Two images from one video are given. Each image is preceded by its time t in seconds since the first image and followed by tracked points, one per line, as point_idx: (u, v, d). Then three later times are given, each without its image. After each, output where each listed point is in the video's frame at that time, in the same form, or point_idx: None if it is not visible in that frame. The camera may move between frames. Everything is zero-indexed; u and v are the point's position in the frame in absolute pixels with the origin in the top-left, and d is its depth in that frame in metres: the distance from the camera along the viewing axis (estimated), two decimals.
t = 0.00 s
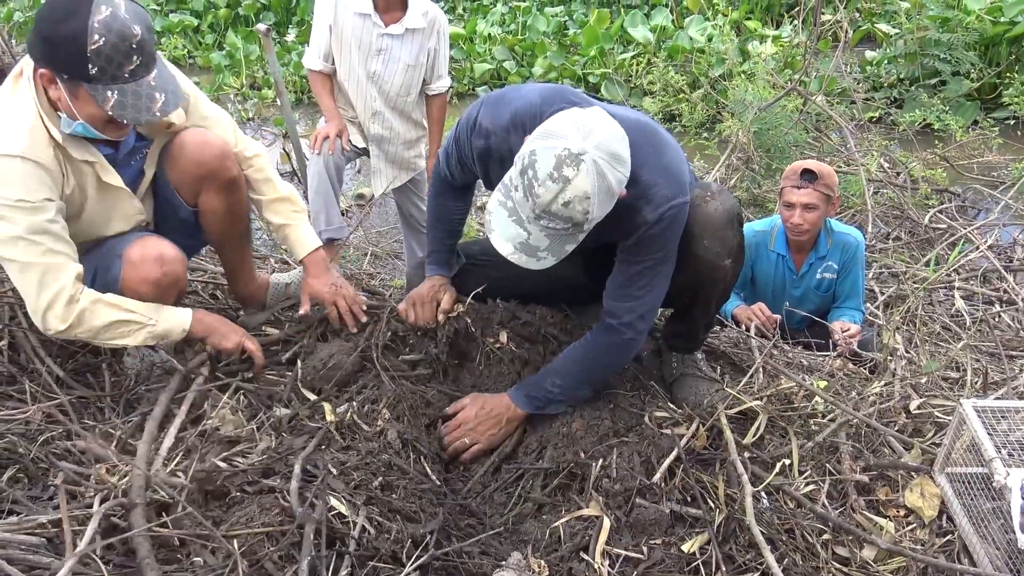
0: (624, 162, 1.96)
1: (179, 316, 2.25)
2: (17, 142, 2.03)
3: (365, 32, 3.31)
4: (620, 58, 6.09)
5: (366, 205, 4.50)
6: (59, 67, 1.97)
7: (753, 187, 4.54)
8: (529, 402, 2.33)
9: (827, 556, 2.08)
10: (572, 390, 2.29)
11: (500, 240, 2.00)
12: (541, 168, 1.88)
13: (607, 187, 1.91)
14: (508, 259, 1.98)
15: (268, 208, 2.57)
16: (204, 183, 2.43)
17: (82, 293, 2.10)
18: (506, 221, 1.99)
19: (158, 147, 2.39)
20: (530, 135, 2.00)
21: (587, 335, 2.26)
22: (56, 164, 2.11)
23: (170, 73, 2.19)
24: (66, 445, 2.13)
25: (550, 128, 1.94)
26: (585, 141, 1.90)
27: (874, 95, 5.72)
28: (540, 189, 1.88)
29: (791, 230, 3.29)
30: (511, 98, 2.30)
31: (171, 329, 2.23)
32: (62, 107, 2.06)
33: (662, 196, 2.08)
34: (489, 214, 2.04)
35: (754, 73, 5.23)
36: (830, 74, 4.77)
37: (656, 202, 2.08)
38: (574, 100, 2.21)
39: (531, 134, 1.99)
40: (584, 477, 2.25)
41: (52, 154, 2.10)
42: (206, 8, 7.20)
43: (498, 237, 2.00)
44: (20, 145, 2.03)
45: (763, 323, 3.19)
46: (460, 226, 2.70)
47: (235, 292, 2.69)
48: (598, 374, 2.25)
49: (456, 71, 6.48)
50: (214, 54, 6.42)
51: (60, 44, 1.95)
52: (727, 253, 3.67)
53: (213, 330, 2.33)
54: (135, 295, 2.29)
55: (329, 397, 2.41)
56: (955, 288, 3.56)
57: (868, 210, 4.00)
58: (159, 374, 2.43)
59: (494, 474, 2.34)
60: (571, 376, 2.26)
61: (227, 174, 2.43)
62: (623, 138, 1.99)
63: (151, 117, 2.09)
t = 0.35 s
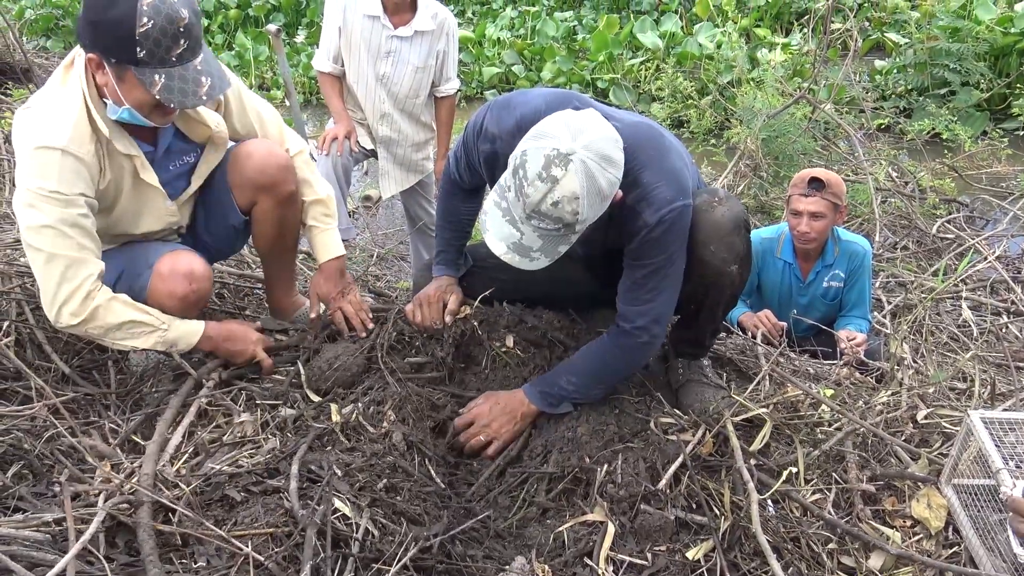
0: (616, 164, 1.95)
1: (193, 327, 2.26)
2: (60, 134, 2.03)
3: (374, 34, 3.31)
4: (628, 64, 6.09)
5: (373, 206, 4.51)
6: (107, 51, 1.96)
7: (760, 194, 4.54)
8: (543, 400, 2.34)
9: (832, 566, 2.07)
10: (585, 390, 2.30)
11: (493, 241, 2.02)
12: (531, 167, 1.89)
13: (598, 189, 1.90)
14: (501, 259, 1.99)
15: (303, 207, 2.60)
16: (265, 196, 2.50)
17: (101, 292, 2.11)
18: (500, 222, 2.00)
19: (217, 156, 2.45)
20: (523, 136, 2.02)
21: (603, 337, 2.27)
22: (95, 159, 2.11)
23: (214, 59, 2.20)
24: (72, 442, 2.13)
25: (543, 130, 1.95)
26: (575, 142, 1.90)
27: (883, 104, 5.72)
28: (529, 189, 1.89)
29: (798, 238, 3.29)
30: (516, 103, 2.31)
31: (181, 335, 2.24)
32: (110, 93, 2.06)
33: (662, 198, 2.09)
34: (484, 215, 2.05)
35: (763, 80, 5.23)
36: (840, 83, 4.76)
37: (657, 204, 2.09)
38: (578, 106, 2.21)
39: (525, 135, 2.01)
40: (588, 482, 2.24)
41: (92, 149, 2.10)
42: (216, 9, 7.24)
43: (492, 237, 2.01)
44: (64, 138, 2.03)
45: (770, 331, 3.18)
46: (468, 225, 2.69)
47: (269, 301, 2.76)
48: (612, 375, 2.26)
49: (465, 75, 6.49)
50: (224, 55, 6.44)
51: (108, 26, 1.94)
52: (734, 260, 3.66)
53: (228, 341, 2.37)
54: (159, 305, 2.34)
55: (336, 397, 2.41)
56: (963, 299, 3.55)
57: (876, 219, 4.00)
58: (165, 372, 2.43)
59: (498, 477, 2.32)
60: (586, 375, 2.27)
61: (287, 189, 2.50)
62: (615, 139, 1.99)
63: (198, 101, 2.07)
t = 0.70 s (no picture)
0: (627, 162, 1.95)
1: (167, 323, 2.12)
2: (127, 118, 2.07)
3: (379, 36, 3.31)
4: (633, 66, 6.09)
5: (378, 208, 4.51)
6: (198, 41, 1.99)
7: (765, 198, 4.53)
8: (553, 384, 2.33)
9: (838, 571, 2.06)
10: (597, 378, 2.28)
11: (508, 250, 2.01)
12: (543, 172, 1.89)
13: (611, 189, 1.90)
14: (517, 268, 1.98)
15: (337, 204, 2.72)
16: (305, 201, 2.58)
17: (94, 271, 2.04)
18: (514, 231, 2.00)
19: (262, 162, 2.49)
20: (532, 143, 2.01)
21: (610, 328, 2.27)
22: (152, 149, 2.14)
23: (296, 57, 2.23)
24: (76, 442, 2.13)
25: (553, 133, 1.94)
26: (585, 142, 1.89)
27: (888, 108, 5.71)
28: (543, 194, 1.89)
29: (805, 241, 3.28)
30: (519, 109, 2.30)
31: (160, 334, 2.12)
32: (191, 83, 2.08)
33: (667, 200, 2.09)
34: (497, 225, 2.05)
35: (768, 83, 5.22)
36: (845, 86, 4.75)
37: (662, 207, 2.09)
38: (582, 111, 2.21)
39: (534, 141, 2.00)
40: (593, 485, 2.24)
41: (152, 137, 2.12)
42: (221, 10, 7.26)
43: (507, 246, 2.01)
44: (129, 121, 2.07)
45: (775, 334, 3.17)
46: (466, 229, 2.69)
47: (281, 304, 2.79)
48: (623, 366, 2.26)
49: (469, 77, 6.50)
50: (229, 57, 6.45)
51: (201, 16, 1.96)
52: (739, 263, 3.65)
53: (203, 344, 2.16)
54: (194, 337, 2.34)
55: (341, 398, 2.40)
56: (968, 303, 3.54)
57: (881, 223, 3.99)
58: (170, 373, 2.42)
59: (502, 479, 2.33)
60: (597, 364, 2.26)
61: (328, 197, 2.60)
62: (625, 139, 1.98)
63: (282, 94, 2.10)
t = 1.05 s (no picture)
0: (634, 167, 1.95)
1: (179, 336, 2.14)
2: (226, 105, 2.09)
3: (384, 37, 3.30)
4: (637, 67, 6.09)
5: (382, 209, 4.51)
6: (311, 53, 2.02)
7: (769, 200, 4.52)
8: (566, 364, 2.33)
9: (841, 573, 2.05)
10: (611, 361, 2.30)
11: (517, 260, 2.00)
12: (552, 180, 1.88)
13: (620, 194, 1.91)
14: (529, 278, 1.96)
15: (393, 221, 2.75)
16: (355, 234, 2.64)
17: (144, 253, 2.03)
18: (523, 241, 1.98)
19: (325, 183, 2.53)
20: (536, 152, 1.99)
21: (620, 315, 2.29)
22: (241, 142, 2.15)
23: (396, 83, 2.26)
24: (80, 442, 2.13)
25: (558, 142, 1.93)
26: (592, 148, 1.89)
27: (893, 110, 5.70)
28: (553, 202, 1.88)
29: (810, 244, 3.27)
30: (518, 120, 2.21)
31: (158, 343, 2.11)
32: (295, 94, 2.11)
33: (673, 201, 2.09)
34: (505, 236, 2.02)
35: (772, 85, 5.21)
36: (849, 88, 4.75)
37: (668, 208, 2.09)
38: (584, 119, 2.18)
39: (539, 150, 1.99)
40: (595, 487, 2.23)
41: (244, 131, 2.13)
42: (226, 10, 7.27)
43: (516, 257, 1.99)
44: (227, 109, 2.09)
45: (779, 336, 3.17)
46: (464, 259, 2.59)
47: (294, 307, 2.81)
48: (636, 350, 2.27)
49: (473, 77, 6.50)
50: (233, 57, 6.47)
51: (320, 30, 2.00)
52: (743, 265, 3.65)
53: (186, 371, 2.21)
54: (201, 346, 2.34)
55: (345, 398, 2.42)
56: (972, 306, 3.54)
57: (885, 225, 3.99)
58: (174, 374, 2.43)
59: (504, 480, 2.34)
60: (611, 347, 2.28)
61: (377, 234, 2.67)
62: (630, 144, 1.99)
63: (381, 116, 2.11)
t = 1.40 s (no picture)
0: (631, 187, 1.95)
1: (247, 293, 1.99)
2: (277, 118, 2.16)
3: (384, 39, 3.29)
4: (638, 67, 6.08)
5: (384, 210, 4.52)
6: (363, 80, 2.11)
7: (771, 199, 4.52)
8: (579, 353, 2.37)
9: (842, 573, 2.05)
10: (622, 352, 2.33)
11: (516, 281, 2.02)
12: (550, 206, 1.88)
13: (618, 216, 1.90)
14: (529, 301, 1.99)
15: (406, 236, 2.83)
16: (379, 249, 2.61)
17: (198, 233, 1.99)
18: (522, 263, 2.00)
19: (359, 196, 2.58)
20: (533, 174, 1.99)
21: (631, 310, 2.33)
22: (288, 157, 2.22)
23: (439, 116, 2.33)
24: (82, 443, 2.14)
25: (555, 165, 1.92)
26: (589, 172, 1.88)
27: (894, 110, 5.69)
28: (552, 227, 1.89)
29: (812, 244, 3.27)
30: (507, 136, 2.22)
31: (242, 303, 1.98)
32: (343, 116, 2.19)
33: (666, 206, 2.09)
34: (504, 257, 2.04)
35: (773, 84, 5.21)
36: (850, 88, 4.74)
37: (663, 212, 2.09)
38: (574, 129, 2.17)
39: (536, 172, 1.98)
40: (597, 487, 2.24)
41: (291, 146, 2.20)
42: (227, 12, 7.28)
43: (516, 280, 2.01)
44: (278, 122, 2.15)
45: (780, 336, 3.17)
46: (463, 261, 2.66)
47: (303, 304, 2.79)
48: (647, 344, 2.31)
49: (474, 78, 6.50)
50: (234, 58, 6.47)
51: (375, 60, 2.09)
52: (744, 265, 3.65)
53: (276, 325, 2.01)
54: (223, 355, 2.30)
55: (347, 398, 2.42)
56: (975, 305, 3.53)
57: (886, 225, 3.99)
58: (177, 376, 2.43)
59: (506, 481, 2.36)
60: (624, 338, 2.31)
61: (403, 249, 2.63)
62: (626, 162, 1.98)
63: (422, 146, 2.17)
